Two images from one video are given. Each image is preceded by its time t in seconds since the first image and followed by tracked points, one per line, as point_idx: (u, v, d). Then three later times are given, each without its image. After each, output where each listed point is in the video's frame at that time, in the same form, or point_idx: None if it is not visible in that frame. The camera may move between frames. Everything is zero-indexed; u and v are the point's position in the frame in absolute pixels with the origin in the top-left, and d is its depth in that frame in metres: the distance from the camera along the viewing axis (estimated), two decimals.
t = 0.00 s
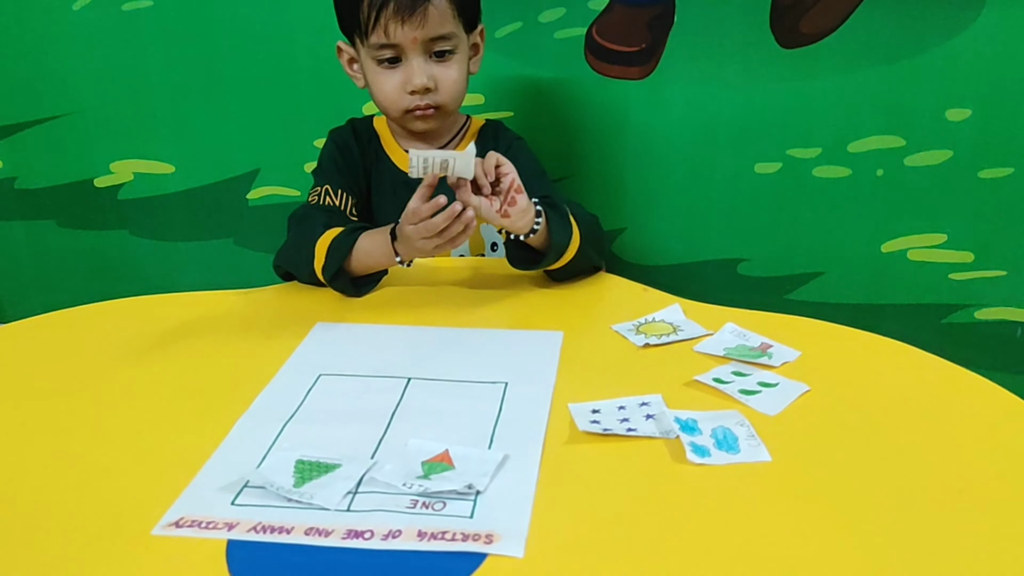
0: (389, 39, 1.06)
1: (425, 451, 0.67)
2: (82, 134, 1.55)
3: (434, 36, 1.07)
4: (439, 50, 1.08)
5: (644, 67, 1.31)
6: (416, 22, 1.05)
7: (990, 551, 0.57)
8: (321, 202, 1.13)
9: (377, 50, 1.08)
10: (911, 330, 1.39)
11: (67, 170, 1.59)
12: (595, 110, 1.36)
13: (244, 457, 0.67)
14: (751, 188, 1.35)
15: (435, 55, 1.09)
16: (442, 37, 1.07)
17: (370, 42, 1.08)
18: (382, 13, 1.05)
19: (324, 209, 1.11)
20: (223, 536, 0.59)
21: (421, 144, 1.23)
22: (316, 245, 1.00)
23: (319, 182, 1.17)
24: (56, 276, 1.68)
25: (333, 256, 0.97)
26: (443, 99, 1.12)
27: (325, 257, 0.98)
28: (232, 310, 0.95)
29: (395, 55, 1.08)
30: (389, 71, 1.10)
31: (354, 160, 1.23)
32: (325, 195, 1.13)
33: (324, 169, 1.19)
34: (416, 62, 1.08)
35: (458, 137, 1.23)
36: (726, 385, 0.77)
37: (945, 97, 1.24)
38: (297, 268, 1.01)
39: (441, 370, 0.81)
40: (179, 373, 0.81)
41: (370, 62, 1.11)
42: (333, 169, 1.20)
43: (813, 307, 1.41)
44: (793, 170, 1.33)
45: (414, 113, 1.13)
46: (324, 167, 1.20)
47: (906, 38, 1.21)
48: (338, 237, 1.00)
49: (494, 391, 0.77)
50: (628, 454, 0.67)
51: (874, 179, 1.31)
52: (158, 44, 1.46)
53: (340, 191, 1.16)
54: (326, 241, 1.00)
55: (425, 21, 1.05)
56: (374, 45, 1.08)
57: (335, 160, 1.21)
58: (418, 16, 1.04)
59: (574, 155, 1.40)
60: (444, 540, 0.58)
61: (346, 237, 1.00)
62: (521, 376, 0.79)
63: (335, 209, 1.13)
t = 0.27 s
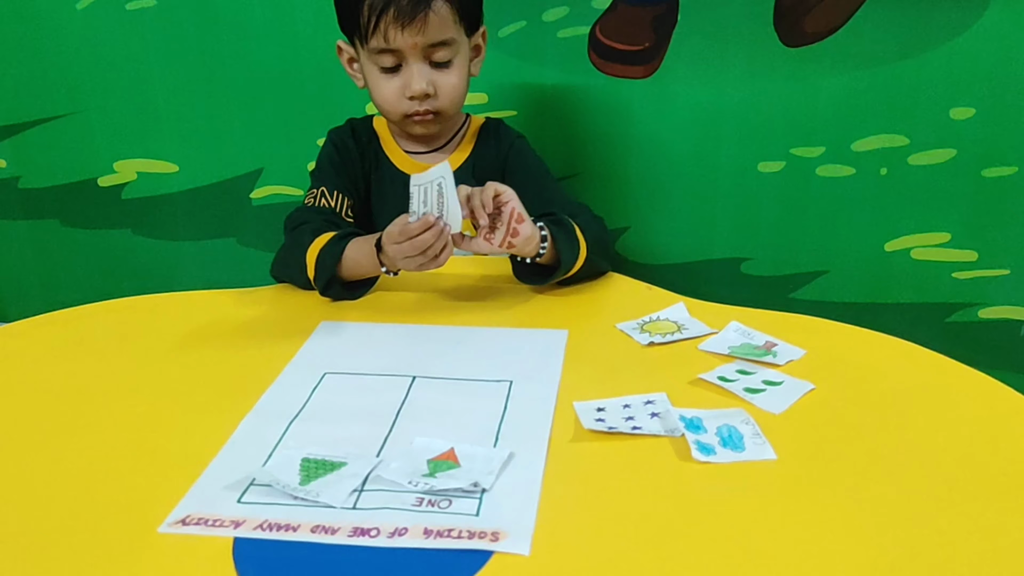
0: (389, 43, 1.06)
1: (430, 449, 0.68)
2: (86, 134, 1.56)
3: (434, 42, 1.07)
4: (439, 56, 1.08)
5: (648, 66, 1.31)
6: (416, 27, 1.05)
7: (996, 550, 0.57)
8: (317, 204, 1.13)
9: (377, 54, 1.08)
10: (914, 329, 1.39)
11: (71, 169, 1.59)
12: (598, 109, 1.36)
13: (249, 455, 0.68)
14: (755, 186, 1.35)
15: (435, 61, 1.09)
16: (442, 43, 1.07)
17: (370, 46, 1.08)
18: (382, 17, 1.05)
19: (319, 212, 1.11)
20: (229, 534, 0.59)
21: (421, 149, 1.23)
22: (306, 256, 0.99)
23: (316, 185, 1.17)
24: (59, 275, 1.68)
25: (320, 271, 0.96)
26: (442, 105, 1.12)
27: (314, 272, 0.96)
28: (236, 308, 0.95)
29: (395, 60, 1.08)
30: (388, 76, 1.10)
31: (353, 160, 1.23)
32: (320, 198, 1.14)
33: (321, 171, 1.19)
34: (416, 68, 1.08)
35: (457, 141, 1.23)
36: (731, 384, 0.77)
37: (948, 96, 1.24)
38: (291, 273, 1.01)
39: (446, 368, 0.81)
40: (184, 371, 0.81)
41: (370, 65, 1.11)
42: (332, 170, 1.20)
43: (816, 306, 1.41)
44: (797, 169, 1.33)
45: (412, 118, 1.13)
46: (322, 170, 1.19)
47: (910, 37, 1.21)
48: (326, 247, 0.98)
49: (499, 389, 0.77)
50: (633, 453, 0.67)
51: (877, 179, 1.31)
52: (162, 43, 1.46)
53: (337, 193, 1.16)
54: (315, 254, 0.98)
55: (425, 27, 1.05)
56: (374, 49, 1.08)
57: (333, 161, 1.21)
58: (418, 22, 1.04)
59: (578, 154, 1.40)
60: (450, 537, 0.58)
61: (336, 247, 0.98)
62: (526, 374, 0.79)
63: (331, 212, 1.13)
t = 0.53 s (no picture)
0: (396, 40, 1.06)
1: (430, 448, 0.68)
2: (87, 134, 1.56)
3: (441, 39, 1.07)
4: (446, 52, 1.09)
5: (648, 65, 1.31)
6: (424, 24, 1.05)
7: (995, 549, 0.57)
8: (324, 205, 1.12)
9: (384, 50, 1.08)
10: (915, 328, 1.39)
11: (73, 169, 1.59)
12: (599, 109, 1.37)
13: (250, 454, 0.68)
14: (755, 186, 1.35)
15: (441, 58, 1.09)
16: (449, 39, 1.08)
17: (376, 42, 1.08)
18: (390, 13, 1.05)
19: (327, 213, 1.11)
20: (230, 533, 0.59)
21: (425, 145, 1.24)
22: (308, 260, 1.00)
23: (321, 184, 1.16)
24: (61, 275, 1.69)
25: (319, 275, 0.97)
26: (448, 101, 1.12)
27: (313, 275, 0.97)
28: (238, 308, 0.95)
29: (402, 56, 1.08)
30: (394, 72, 1.10)
31: (357, 159, 1.22)
32: (327, 198, 1.13)
33: (326, 170, 1.18)
34: (422, 64, 1.09)
35: (461, 136, 1.24)
36: (731, 383, 0.77)
37: (949, 96, 1.24)
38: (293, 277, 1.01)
39: (446, 368, 0.81)
40: (186, 371, 0.82)
41: (376, 61, 1.11)
42: (337, 169, 1.18)
43: (816, 305, 1.42)
44: (797, 169, 1.33)
45: (417, 115, 1.13)
46: (326, 169, 1.18)
47: (910, 36, 1.21)
48: (332, 254, 0.99)
49: (500, 388, 0.77)
50: (633, 452, 0.68)
51: (878, 178, 1.31)
52: (163, 44, 1.46)
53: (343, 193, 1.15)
54: (318, 259, 0.99)
55: (432, 23, 1.05)
56: (380, 45, 1.08)
57: (339, 161, 1.19)
58: (426, 18, 1.05)
59: (578, 153, 1.41)
60: (450, 536, 0.58)
61: (343, 257, 0.98)
62: (526, 373, 0.80)
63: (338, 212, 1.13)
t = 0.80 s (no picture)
0: (399, 34, 1.07)
1: (432, 448, 0.68)
2: (90, 134, 1.56)
3: (444, 33, 1.07)
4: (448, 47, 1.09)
5: (649, 65, 1.31)
6: (426, 18, 1.05)
7: (996, 550, 0.57)
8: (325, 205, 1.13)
9: (386, 45, 1.08)
10: (916, 329, 1.39)
11: (75, 170, 1.60)
12: (600, 109, 1.37)
13: (252, 455, 0.68)
14: (756, 186, 1.35)
15: (443, 53, 1.10)
16: (451, 34, 1.08)
17: (379, 37, 1.08)
18: (393, 7, 1.05)
19: (329, 213, 1.11)
20: (231, 533, 0.59)
21: (427, 145, 1.23)
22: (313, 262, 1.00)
23: (322, 184, 1.16)
24: (62, 275, 1.69)
25: (322, 278, 0.97)
26: (450, 98, 1.12)
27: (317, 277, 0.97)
28: (240, 308, 0.96)
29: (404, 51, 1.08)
30: (396, 67, 1.10)
31: (359, 159, 1.22)
32: (328, 198, 1.13)
33: (328, 170, 1.18)
34: (425, 59, 1.09)
35: (462, 137, 1.24)
36: (732, 383, 0.77)
37: (951, 96, 1.24)
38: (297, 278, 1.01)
39: (448, 368, 0.81)
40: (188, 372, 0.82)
41: (378, 57, 1.11)
42: (339, 169, 1.18)
43: (818, 305, 1.41)
44: (799, 169, 1.33)
45: (419, 111, 1.13)
46: (328, 168, 1.18)
47: (912, 36, 1.21)
48: (337, 258, 0.98)
49: (501, 389, 0.77)
50: (634, 452, 0.68)
51: (879, 178, 1.31)
52: (165, 44, 1.47)
53: (344, 193, 1.16)
54: (323, 261, 0.98)
55: (435, 17, 1.06)
56: (383, 40, 1.08)
57: (340, 160, 1.19)
58: (428, 12, 1.05)
59: (580, 153, 1.41)
60: (452, 537, 0.58)
61: (349, 261, 0.98)
62: (527, 374, 0.80)
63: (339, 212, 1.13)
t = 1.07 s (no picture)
0: (400, 35, 1.06)
1: (433, 448, 0.68)
2: (91, 134, 1.56)
3: (445, 34, 1.07)
4: (450, 47, 1.09)
5: (650, 65, 1.31)
6: (428, 19, 1.05)
7: (1000, 550, 0.57)
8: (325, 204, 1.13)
9: (388, 45, 1.08)
10: (918, 328, 1.39)
11: (76, 169, 1.60)
12: (602, 108, 1.36)
13: (254, 454, 0.68)
14: (758, 185, 1.35)
15: (445, 53, 1.09)
16: (453, 34, 1.08)
17: (380, 38, 1.08)
18: (394, 8, 1.05)
19: (330, 212, 1.11)
20: (233, 532, 0.59)
21: (429, 144, 1.23)
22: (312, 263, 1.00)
23: (322, 184, 1.16)
24: (64, 275, 1.69)
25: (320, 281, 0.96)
26: (452, 97, 1.12)
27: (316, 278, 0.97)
28: (241, 308, 0.95)
29: (406, 51, 1.08)
30: (399, 68, 1.10)
31: (359, 158, 1.22)
32: (328, 198, 1.13)
33: (328, 170, 1.18)
34: (427, 60, 1.09)
35: (463, 135, 1.24)
36: (734, 382, 0.77)
37: (952, 94, 1.24)
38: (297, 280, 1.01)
39: (449, 367, 0.81)
40: (189, 371, 0.82)
41: (380, 58, 1.11)
42: (339, 169, 1.19)
43: (820, 304, 1.41)
44: (800, 168, 1.33)
45: (422, 111, 1.13)
46: (327, 168, 1.18)
47: (914, 34, 1.21)
48: (335, 258, 0.98)
49: (503, 388, 0.77)
50: (636, 452, 0.68)
51: (881, 177, 1.31)
52: (166, 43, 1.47)
53: (344, 192, 1.16)
54: (321, 262, 0.98)
55: (436, 18, 1.05)
56: (384, 40, 1.08)
57: (340, 160, 1.20)
58: (430, 13, 1.05)
59: (581, 153, 1.41)
60: (453, 536, 0.58)
61: (347, 262, 0.98)
62: (529, 373, 0.80)
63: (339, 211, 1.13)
